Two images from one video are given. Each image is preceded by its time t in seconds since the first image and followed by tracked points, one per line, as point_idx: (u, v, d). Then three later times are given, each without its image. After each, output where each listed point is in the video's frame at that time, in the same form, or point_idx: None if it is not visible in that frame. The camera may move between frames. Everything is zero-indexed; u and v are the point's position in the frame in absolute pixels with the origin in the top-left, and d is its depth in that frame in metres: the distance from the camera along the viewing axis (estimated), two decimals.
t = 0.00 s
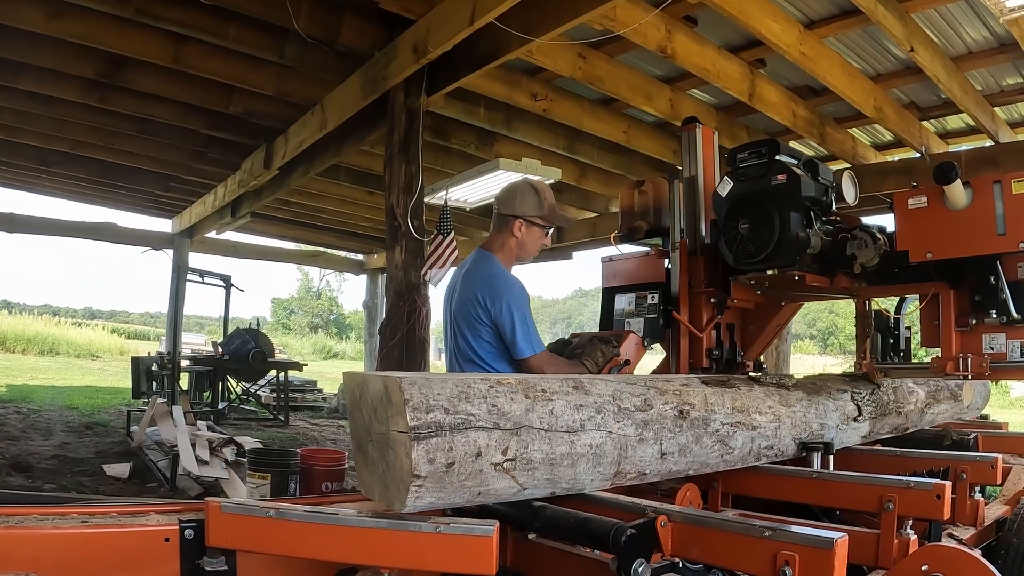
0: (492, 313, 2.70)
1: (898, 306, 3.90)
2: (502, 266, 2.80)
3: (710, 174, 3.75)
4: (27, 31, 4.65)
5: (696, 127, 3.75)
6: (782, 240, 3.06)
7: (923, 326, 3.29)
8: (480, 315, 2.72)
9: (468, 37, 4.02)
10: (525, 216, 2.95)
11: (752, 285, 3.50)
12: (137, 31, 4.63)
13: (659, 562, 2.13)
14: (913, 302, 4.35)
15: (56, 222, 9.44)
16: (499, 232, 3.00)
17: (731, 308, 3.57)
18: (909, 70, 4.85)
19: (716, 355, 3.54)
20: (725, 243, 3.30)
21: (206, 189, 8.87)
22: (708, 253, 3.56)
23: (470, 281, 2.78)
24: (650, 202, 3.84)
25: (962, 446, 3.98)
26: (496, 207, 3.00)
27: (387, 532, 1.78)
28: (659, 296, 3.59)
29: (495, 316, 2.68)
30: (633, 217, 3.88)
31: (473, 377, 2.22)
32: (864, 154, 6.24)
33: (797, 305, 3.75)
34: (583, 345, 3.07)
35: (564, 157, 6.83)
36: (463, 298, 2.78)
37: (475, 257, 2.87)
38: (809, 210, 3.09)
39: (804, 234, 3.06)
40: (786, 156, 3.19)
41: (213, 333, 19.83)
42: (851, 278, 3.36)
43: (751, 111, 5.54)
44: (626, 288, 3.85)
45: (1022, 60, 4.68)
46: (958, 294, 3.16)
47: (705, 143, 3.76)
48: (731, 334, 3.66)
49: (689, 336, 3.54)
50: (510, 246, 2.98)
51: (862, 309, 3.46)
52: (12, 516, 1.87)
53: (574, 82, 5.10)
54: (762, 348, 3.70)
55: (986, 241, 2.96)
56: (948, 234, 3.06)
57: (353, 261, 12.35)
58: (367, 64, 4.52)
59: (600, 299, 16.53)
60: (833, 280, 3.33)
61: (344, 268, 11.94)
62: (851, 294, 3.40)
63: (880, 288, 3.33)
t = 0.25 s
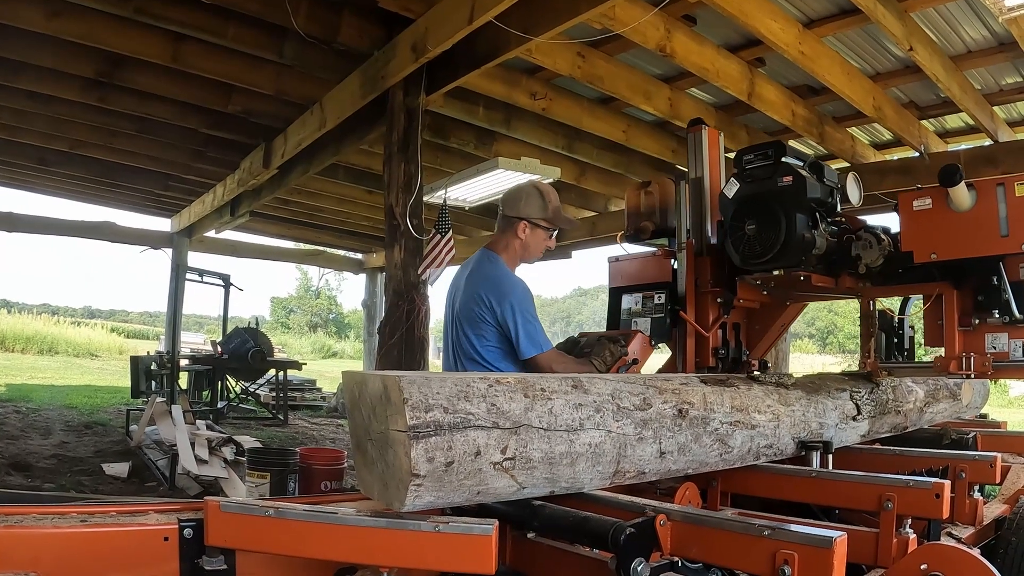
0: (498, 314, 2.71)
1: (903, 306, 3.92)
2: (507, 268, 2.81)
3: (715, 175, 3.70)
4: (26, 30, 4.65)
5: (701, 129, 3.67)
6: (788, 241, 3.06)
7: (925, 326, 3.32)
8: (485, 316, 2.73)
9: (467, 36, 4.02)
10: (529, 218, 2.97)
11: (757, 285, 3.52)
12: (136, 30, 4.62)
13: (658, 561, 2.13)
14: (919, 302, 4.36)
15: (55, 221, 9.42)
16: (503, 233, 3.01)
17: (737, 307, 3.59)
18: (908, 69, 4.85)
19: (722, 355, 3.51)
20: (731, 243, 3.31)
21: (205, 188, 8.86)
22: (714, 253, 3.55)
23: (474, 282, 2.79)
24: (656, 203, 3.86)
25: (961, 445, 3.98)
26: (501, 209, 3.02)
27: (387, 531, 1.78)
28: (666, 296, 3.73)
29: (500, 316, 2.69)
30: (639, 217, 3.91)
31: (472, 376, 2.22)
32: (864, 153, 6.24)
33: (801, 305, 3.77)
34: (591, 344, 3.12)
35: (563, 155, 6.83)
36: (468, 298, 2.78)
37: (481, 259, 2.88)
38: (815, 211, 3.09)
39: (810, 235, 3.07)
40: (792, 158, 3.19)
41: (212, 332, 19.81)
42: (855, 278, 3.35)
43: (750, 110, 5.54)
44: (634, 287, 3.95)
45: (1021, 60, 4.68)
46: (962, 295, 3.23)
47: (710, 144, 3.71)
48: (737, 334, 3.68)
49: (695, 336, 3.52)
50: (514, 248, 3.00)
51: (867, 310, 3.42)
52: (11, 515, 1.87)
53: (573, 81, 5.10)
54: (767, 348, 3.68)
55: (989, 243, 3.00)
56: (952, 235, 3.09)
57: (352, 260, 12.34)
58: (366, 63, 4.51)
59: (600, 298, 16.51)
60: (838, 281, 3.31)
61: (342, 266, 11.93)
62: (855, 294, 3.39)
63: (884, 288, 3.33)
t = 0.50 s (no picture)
0: (509, 316, 2.75)
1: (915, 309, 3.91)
2: (517, 270, 2.84)
3: (721, 175, 3.75)
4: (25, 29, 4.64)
5: (707, 130, 3.75)
6: (794, 241, 3.08)
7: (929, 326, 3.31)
8: (496, 317, 2.77)
9: (466, 35, 4.02)
10: (540, 220, 3.00)
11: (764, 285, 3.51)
12: (135, 28, 4.62)
13: (657, 560, 2.13)
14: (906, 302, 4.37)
15: (54, 220, 9.42)
16: (512, 235, 3.05)
17: (743, 307, 3.60)
18: (907, 68, 4.85)
19: (729, 353, 3.56)
20: (738, 245, 3.30)
21: (204, 187, 8.86)
22: (720, 254, 3.57)
23: (486, 283, 2.83)
24: (662, 204, 3.95)
25: (960, 444, 3.99)
26: (511, 211, 3.05)
27: (385, 530, 1.78)
28: (673, 296, 3.61)
29: (511, 317, 2.73)
30: (645, 218, 3.99)
31: (472, 375, 2.22)
32: (864, 152, 6.24)
33: (807, 305, 3.79)
34: (600, 343, 3.15)
35: (562, 155, 6.83)
36: (479, 300, 2.82)
37: (491, 260, 2.91)
38: (820, 212, 3.11)
39: (816, 236, 3.08)
40: (798, 160, 3.20)
41: (211, 331, 19.80)
42: (860, 279, 3.41)
43: (749, 109, 5.54)
44: (641, 287, 3.81)
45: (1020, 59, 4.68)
46: (966, 295, 3.23)
47: (716, 146, 3.75)
48: (742, 333, 3.70)
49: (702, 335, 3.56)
50: (523, 249, 3.03)
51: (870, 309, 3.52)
52: (10, 514, 1.87)
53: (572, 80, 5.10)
54: (773, 346, 3.72)
55: (993, 245, 3.03)
56: (956, 237, 3.12)
57: (351, 259, 12.34)
58: (365, 62, 4.51)
59: (599, 297, 16.49)
60: (843, 281, 3.38)
61: (341, 265, 11.93)
62: (860, 293, 3.47)
63: (889, 288, 3.40)
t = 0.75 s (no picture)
0: (523, 316, 2.77)
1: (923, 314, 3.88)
2: (532, 270, 2.86)
3: (726, 177, 3.76)
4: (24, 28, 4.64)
5: (713, 133, 3.74)
6: (800, 242, 3.09)
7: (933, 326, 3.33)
8: (511, 318, 2.79)
9: (465, 34, 4.02)
10: (554, 222, 3.03)
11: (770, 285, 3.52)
12: (135, 28, 4.62)
13: (657, 559, 2.13)
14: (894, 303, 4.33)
15: (53, 219, 9.42)
16: (527, 237, 3.07)
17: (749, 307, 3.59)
18: (906, 67, 4.85)
19: (734, 352, 3.54)
20: (744, 245, 3.31)
21: (203, 186, 8.86)
22: (727, 253, 3.56)
23: (500, 283, 2.85)
24: (669, 205, 3.91)
25: (959, 443, 3.99)
26: (525, 212, 3.08)
27: (385, 529, 1.78)
28: (679, 296, 3.67)
29: (526, 318, 2.76)
30: (651, 218, 3.93)
31: (471, 374, 2.22)
32: (863, 152, 6.25)
33: (812, 305, 3.77)
34: (608, 343, 3.18)
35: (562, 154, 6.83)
36: (493, 301, 2.84)
37: (506, 261, 2.93)
38: (826, 213, 3.12)
39: (821, 237, 3.09)
40: (804, 162, 3.22)
41: (210, 331, 19.79)
42: (865, 279, 3.39)
43: (749, 108, 5.54)
44: (648, 287, 3.88)
45: (1020, 58, 4.68)
46: (967, 294, 3.23)
47: (721, 148, 3.75)
48: (748, 332, 3.68)
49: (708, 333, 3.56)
50: (538, 250, 3.06)
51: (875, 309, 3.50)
52: (9, 514, 1.87)
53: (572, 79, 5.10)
54: (779, 345, 3.69)
55: (996, 246, 3.04)
56: (960, 238, 3.13)
57: (350, 258, 12.34)
58: (364, 62, 4.51)
59: (599, 296, 16.48)
60: (847, 282, 3.36)
61: (341, 264, 11.94)
62: (865, 293, 3.45)
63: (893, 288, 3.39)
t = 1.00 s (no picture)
0: (537, 315, 2.79)
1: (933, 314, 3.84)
2: (545, 269, 2.89)
3: (732, 178, 3.77)
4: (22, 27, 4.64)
5: (718, 134, 3.78)
6: (806, 243, 3.10)
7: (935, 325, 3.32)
8: (524, 317, 2.81)
9: (464, 33, 4.02)
10: (566, 221, 3.06)
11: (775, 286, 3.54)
12: (134, 27, 4.61)
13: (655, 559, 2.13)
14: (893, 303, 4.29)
15: (52, 219, 9.41)
16: (539, 236, 3.10)
17: (754, 306, 3.63)
18: (905, 66, 4.85)
19: (740, 352, 3.57)
20: (750, 247, 3.32)
21: (202, 186, 8.86)
22: (733, 254, 3.57)
23: (513, 282, 2.87)
24: (675, 205, 3.90)
25: (958, 442, 3.99)
26: (538, 210, 3.11)
27: (384, 528, 1.78)
28: (686, 295, 3.59)
29: (539, 316, 2.78)
30: (657, 219, 3.95)
31: (470, 373, 2.22)
32: (862, 151, 6.25)
33: (816, 304, 3.81)
34: (616, 343, 3.19)
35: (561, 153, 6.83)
36: (507, 300, 2.85)
37: (518, 260, 2.95)
38: (832, 214, 3.13)
39: (826, 237, 3.10)
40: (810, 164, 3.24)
41: (209, 330, 19.79)
42: (868, 279, 3.44)
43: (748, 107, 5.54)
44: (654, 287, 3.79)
45: (1019, 57, 4.69)
46: (969, 294, 3.23)
47: (728, 151, 3.77)
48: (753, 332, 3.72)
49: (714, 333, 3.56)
50: (550, 249, 3.09)
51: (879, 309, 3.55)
52: (8, 514, 1.87)
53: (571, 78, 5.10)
54: (783, 344, 3.74)
55: (1000, 247, 3.04)
56: (964, 239, 3.13)
57: (350, 258, 12.34)
58: (363, 61, 4.51)
59: (598, 295, 16.48)
60: (851, 282, 3.40)
61: (339, 264, 11.93)
62: (868, 293, 3.49)
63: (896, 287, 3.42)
